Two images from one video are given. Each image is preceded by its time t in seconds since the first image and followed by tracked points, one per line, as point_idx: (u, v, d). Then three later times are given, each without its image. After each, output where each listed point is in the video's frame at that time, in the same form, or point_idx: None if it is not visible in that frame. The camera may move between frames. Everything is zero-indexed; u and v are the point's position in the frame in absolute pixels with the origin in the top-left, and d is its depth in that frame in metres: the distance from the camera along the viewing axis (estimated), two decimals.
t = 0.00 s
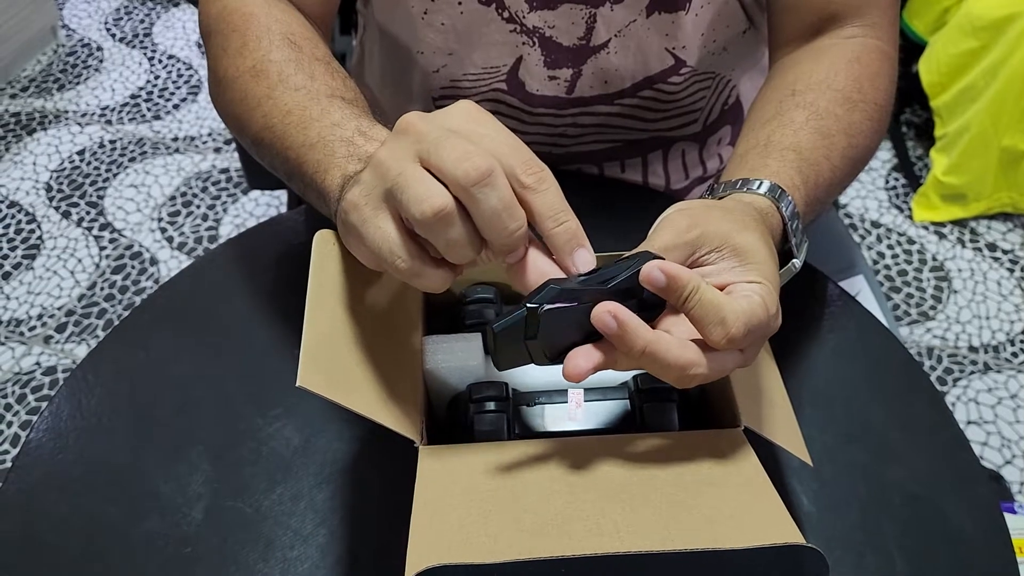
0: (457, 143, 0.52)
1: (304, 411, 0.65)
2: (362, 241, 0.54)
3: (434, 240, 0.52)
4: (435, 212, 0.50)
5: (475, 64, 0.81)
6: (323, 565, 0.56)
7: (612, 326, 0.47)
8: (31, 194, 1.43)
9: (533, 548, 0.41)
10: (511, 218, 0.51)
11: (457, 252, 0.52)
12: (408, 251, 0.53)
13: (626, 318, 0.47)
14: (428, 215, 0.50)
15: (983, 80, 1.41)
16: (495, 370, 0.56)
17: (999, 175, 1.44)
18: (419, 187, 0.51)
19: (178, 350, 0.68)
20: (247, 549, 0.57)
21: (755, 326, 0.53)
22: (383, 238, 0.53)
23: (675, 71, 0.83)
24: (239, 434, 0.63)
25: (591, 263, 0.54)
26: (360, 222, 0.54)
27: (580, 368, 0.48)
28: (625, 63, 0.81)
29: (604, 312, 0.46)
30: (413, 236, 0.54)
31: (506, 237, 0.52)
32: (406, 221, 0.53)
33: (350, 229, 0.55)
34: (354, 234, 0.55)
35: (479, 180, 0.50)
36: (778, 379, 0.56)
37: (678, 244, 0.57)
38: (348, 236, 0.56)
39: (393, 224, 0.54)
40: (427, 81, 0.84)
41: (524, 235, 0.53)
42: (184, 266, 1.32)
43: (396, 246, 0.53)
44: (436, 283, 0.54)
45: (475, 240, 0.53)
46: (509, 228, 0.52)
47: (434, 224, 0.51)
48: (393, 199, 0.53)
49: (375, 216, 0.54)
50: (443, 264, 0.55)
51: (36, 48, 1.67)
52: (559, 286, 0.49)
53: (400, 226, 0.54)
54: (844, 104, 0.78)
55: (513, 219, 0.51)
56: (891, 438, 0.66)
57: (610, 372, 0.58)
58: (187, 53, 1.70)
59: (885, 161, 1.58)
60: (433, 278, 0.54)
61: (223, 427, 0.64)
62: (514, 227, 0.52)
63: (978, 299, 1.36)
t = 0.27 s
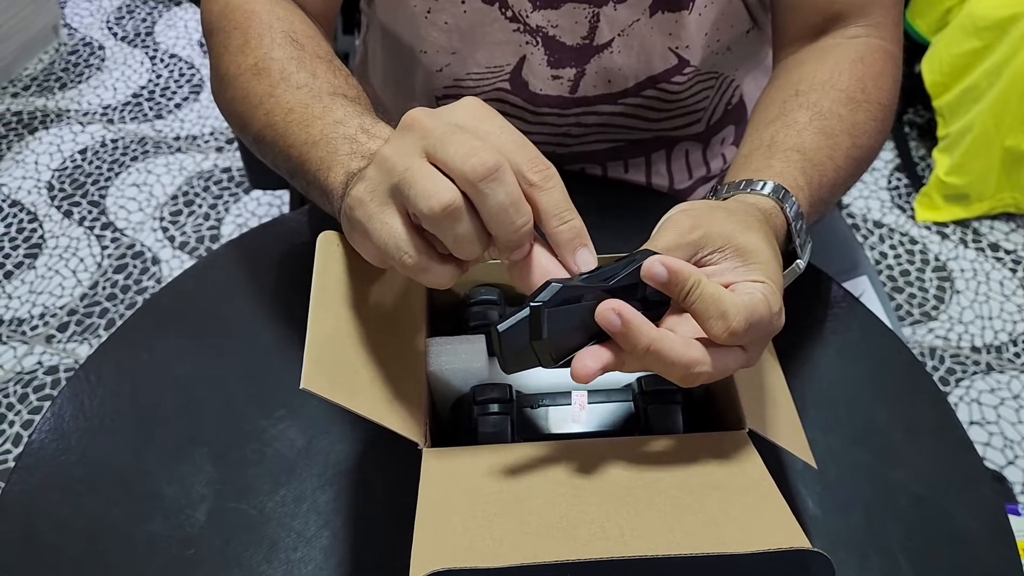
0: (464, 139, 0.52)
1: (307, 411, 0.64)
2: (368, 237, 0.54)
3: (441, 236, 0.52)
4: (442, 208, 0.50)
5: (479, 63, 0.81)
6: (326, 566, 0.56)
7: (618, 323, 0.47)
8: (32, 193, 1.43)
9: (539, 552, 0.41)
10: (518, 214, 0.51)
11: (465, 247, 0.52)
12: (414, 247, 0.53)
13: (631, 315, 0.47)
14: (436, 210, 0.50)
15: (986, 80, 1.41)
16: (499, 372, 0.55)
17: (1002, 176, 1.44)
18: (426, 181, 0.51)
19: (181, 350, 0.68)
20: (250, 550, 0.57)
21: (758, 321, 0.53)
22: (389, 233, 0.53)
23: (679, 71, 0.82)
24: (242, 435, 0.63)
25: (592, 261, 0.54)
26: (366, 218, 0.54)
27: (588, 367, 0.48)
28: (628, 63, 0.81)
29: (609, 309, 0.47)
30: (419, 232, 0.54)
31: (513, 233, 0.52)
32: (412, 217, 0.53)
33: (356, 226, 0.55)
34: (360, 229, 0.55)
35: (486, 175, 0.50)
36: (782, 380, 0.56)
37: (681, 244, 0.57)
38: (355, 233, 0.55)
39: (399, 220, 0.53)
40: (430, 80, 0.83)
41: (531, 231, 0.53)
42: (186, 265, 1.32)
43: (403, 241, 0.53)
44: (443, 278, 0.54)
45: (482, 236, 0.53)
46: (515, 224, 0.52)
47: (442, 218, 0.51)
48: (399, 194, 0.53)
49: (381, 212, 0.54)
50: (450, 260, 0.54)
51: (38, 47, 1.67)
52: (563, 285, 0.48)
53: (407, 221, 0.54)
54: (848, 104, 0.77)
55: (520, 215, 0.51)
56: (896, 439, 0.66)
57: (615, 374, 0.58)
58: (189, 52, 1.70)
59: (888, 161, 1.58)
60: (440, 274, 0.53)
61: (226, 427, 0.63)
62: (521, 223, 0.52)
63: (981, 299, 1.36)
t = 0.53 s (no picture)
0: (469, 139, 0.52)
1: (310, 414, 0.64)
2: (372, 238, 0.54)
3: (447, 236, 0.51)
4: (449, 208, 0.50)
5: (483, 63, 0.81)
6: (329, 570, 0.56)
7: (625, 323, 0.46)
8: (34, 193, 1.43)
9: (544, 557, 0.40)
10: (524, 213, 0.51)
11: (471, 246, 0.52)
12: (421, 247, 0.53)
13: (637, 314, 0.46)
14: (442, 211, 0.50)
15: (989, 80, 1.41)
16: (504, 374, 0.55)
17: (1005, 176, 1.44)
18: (432, 181, 0.51)
19: (184, 351, 0.68)
20: (253, 553, 0.56)
21: (764, 321, 0.52)
22: (394, 234, 0.53)
23: (684, 70, 0.82)
24: (244, 437, 0.63)
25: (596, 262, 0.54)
26: (371, 218, 0.54)
27: (595, 369, 0.47)
28: (633, 63, 0.81)
29: (615, 309, 0.46)
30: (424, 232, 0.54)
31: (519, 233, 0.52)
32: (417, 217, 0.53)
33: (360, 227, 0.55)
34: (364, 231, 0.54)
35: (492, 175, 0.50)
36: (788, 383, 0.55)
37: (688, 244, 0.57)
38: (359, 235, 0.55)
39: (404, 220, 0.53)
40: (434, 80, 0.83)
41: (536, 231, 0.53)
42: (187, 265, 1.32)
43: (409, 241, 0.53)
44: (448, 279, 0.54)
45: (488, 236, 0.52)
46: (521, 224, 0.51)
47: (448, 219, 0.50)
48: (405, 195, 0.53)
49: (385, 213, 0.54)
50: (455, 261, 0.54)
51: (39, 46, 1.66)
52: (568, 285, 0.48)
53: (412, 221, 0.53)
54: (854, 104, 0.77)
55: (526, 214, 0.51)
56: (901, 442, 0.66)
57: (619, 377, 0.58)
58: (191, 51, 1.70)
59: (891, 161, 1.57)
60: (445, 275, 0.53)
61: (228, 430, 0.63)
62: (527, 223, 0.52)
63: (985, 300, 1.35)
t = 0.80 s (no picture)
0: (468, 142, 0.51)
1: (310, 416, 0.64)
2: (371, 243, 0.54)
3: (445, 240, 0.51)
4: (447, 212, 0.50)
5: (483, 64, 0.80)
6: (329, 572, 0.56)
7: (624, 326, 0.46)
8: (34, 193, 1.42)
9: (544, 561, 0.40)
10: (522, 217, 0.51)
11: (469, 251, 0.52)
12: (419, 251, 0.53)
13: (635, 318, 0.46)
14: (440, 215, 0.50)
15: (990, 80, 1.40)
16: (504, 377, 0.55)
17: (1007, 176, 1.43)
18: (430, 186, 0.51)
19: (184, 353, 0.68)
20: (253, 556, 0.56)
21: (763, 324, 0.52)
22: (392, 238, 0.53)
23: (684, 71, 0.82)
24: (244, 439, 0.63)
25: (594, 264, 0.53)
26: (369, 222, 0.54)
27: (595, 373, 0.47)
28: (633, 64, 0.80)
29: (614, 313, 0.46)
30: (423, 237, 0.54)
31: (517, 237, 0.52)
32: (416, 222, 0.53)
33: (358, 231, 0.55)
34: (363, 235, 0.54)
35: (489, 178, 0.50)
36: (789, 385, 0.55)
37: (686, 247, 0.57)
38: (358, 239, 0.55)
39: (403, 225, 0.53)
40: (434, 80, 0.83)
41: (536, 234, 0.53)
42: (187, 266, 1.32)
43: (407, 245, 0.53)
44: (446, 282, 0.54)
45: (486, 239, 0.52)
46: (519, 228, 0.51)
47: (446, 222, 0.50)
48: (403, 200, 0.52)
49: (383, 217, 0.53)
50: (453, 265, 0.54)
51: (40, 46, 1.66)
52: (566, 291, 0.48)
53: (411, 226, 0.53)
54: (855, 105, 0.77)
55: (523, 218, 0.51)
56: (902, 444, 0.65)
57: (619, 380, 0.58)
58: (191, 51, 1.70)
59: (893, 161, 1.57)
60: (443, 279, 0.53)
61: (228, 432, 0.63)
62: (525, 226, 0.51)
63: (986, 300, 1.35)
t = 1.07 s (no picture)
0: (484, 133, 0.51)
1: (311, 414, 0.64)
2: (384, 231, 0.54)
3: (462, 230, 0.51)
4: (464, 202, 0.50)
5: (484, 61, 0.80)
6: (330, 570, 0.56)
7: (619, 324, 0.46)
8: (36, 192, 1.42)
9: (545, 559, 0.40)
10: (540, 207, 0.51)
11: (485, 241, 0.52)
12: (434, 240, 0.52)
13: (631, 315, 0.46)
14: (457, 205, 0.50)
15: (993, 77, 1.40)
16: (504, 375, 0.55)
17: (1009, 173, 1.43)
18: (446, 175, 0.50)
19: (185, 352, 0.68)
20: (254, 554, 0.56)
21: (761, 322, 0.52)
22: (408, 227, 0.52)
23: (685, 68, 0.82)
24: (245, 437, 0.63)
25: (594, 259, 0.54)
26: (383, 212, 0.54)
27: (590, 370, 0.47)
28: (634, 61, 0.80)
29: (609, 311, 0.46)
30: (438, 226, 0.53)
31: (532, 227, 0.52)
32: (430, 210, 0.52)
33: (372, 220, 0.55)
34: (377, 223, 0.54)
35: (508, 170, 0.50)
36: (789, 384, 0.55)
37: (684, 244, 0.57)
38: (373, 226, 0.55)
39: (417, 214, 0.53)
40: (435, 78, 0.83)
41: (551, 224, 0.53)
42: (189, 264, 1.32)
43: (421, 234, 0.52)
44: (461, 272, 0.53)
45: (502, 230, 0.52)
46: (536, 218, 0.51)
47: (463, 213, 0.50)
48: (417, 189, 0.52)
49: (398, 206, 0.53)
50: (468, 255, 0.54)
51: (40, 45, 1.66)
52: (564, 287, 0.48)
53: (425, 214, 0.53)
54: (857, 101, 0.77)
55: (541, 208, 0.51)
56: (903, 441, 0.65)
57: (620, 378, 0.58)
58: (192, 50, 1.70)
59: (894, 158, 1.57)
60: (457, 268, 0.53)
61: (229, 430, 0.63)
62: (542, 217, 0.52)
63: (988, 297, 1.35)
